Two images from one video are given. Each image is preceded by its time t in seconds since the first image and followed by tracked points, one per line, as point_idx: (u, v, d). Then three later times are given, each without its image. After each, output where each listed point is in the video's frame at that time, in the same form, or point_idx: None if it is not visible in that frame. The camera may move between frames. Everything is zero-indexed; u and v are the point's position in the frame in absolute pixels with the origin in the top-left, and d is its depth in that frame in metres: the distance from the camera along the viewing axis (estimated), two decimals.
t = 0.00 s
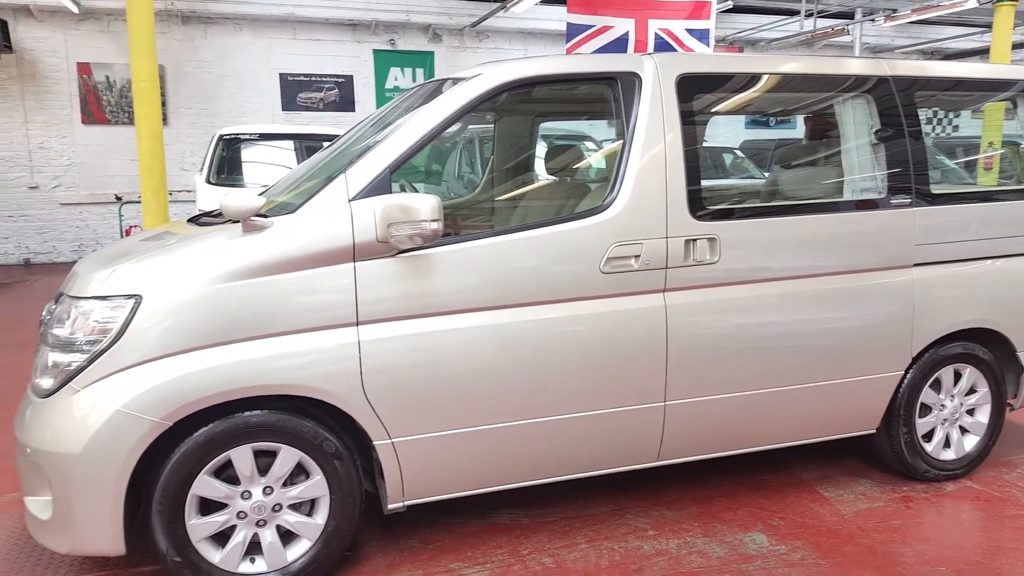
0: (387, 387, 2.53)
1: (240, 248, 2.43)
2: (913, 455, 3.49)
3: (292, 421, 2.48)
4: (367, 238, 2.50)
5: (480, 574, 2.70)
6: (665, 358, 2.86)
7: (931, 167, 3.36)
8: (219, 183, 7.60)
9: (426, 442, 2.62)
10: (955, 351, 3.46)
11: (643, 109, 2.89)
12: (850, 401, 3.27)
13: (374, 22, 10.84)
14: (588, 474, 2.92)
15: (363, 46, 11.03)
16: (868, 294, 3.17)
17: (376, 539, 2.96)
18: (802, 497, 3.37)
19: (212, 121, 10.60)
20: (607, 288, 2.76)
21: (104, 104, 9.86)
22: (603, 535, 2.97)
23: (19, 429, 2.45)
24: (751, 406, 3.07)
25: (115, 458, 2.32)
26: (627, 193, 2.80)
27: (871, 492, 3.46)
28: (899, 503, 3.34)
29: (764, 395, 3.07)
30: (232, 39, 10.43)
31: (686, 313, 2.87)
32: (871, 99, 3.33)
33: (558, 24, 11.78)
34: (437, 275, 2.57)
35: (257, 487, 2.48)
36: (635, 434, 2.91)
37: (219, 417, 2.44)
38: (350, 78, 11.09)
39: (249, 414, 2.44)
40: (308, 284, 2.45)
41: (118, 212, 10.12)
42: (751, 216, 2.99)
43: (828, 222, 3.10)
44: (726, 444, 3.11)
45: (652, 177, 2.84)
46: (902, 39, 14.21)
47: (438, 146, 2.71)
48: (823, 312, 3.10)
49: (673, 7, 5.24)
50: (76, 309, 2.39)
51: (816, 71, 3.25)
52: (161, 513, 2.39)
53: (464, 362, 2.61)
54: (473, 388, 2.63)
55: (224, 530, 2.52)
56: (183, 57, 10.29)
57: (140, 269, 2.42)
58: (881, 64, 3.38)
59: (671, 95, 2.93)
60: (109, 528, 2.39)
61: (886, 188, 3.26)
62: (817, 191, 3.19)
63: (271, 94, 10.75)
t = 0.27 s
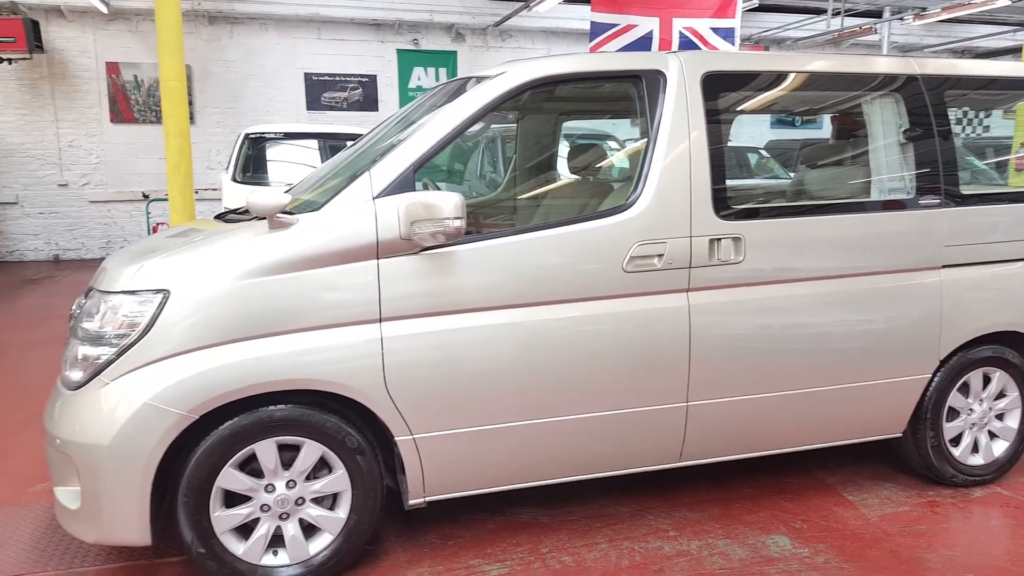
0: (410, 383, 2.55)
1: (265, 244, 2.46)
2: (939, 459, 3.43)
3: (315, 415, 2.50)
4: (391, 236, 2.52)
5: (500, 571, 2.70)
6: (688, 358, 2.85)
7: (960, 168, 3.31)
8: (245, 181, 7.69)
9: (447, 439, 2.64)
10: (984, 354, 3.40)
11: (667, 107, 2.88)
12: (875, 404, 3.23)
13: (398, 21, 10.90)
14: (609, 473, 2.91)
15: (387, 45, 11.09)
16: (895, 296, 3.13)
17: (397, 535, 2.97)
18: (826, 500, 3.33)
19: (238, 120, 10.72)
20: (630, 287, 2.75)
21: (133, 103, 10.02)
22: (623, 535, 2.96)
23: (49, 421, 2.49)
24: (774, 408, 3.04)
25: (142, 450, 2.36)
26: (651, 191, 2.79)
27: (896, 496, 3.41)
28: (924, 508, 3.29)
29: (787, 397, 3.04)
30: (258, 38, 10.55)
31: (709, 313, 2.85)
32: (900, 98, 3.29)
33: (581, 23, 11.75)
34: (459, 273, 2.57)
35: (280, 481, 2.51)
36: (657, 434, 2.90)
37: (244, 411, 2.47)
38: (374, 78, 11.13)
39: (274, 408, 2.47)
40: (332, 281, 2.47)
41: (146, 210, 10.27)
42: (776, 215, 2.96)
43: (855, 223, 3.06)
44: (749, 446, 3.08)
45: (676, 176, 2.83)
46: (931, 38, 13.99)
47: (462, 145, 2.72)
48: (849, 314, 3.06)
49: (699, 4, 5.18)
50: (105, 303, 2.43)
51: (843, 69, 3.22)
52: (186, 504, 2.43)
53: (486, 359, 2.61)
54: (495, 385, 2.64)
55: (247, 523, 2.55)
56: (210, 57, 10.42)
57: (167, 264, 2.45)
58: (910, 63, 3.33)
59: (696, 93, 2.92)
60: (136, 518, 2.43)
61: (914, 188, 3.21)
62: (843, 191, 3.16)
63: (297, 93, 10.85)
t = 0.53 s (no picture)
0: (428, 376, 2.56)
1: (287, 237, 2.48)
2: (960, 457, 3.38)
3: (334, 407, 2.52)
4: (410, 229, 2.53)
5: (517, 564, 2.71)
6: (707, 354, 2.83)
7: (986, 164, 3.26)
8: (266, 176, 7.74)
9: (465, 432, 2.64)
10: (1008, 352, 3.35)
11: (689, 102, 2.86)
12: (897, 402, 3.19)
13: (419, 17, 10.90)
14: (626, 468, 2.90)
15: (408, 41, 11.11)
16: (918, 293, 3.09)
17: (415, 527, 2.98)
18: (845, 497, 3.30)
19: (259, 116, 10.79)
20: (649, 282, 2.74)
21: (155, 98, 10.12)
22: (640, 530, 2.95)
23: (72, 410, 2.52)
24: (794, 404, 3.02)
25: (163, 440, 2.38)
26: (672, 186, 2.78)
27: (917, 494, 3.37)
28: (945, 506, 3.25)
29: (808, 394, 3.02)
30: (280, 35, 10.62)
31: (729, 308, 2.83)
32: (925, 94, 3.25)
33: (602, 19, 11.68)
34: (478, 266, 2.58)
35: (300, 472, 2.53)
36: (675, 429, 2.89)
37: (265, 402, 2.49)
38: (394, 74, 11.16)
39: (295, 399, 2.49)
40: (352, 273, 2.49)
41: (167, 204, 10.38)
42: (797, 211, 2.93)
43: (877, 219, 3.02)
44: (768, 443, 3.06)
45: (696, 171, 2.81)
46: (958, 34, 13.76)
47: (483, 139, 2.72)
48: (871, 310, 3.03)
49: None
50: (127, 295, 2.46)
51: (868, 64, 3.18)
52: (207, 494, 2.45)
53: (504, 352, 2.61)
54: (512, 379, 2.64)
55: (266, 513, 2.57)
56: (231, 52, 10.52)
57: (189, 256, 2.47)
58: (935, 58, 3.29)
59: (717, 88, 2.90)
60: (156, 508, 2.46)
61: (938, 184, 3.17)
62: (866, 187, 3.12)
63: (318, 88, 10.91)
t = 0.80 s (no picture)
0: (443, 368, 2.56)
1: (304, 228, 2.49)
2: (980, 456, 3.34)
3: (350, 398, 2.53)
4: (427, 222, 2.53)
5: (531, 557, 2.71)
6: (724, 349, 2.81)
7: (1009, 159, 3.21)
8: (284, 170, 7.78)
9: (480, 425, 2.64)
10: None
11: (708, 95, 2.84)
12: (916, 399, 3.15)
13: (437, 12, 10.90)
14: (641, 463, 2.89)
15: (426, 37, 11.12)
16: (939, 289, 3.05)
17: (430, 519, 2.99)
18: (862, 495, 3.26)
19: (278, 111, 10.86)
20: (665, 276, 2.72)
21: (175, 93, 10.22)
22: (655, 525, 2.94)
23: (91, 400, 2.55)
24: (812, 400, 2.99)
25: (181, 429, 2.41)
26: (689, 179, 2.76)
27: (936, 492, 3.33)
28: (964, 504, 3.21)
29: (826, 390, 2.99)
30: (299, 30, 10.68)
31: (746, 303, 2.80)
32: (947, 88, 3.20)
33: (621, 13, 11.62)
34: (493, 258, 2.57)
35: (316, 462, 2.55)
36: (690, 424, 2.87)
37: (281, 393, 2.50)
38: (412, 69, 11.17)
39: (312, 390, 2.50)
40: (368, 265, 2.49)
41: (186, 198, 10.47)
42: (816, 205, 2.90)
43: (898, 214, 2.99)
44: (784, 439, 3.03)
45: (714, 164, 2.79)
46: (983, 29, 13.55)
47: (500, 132, 2.72)
48: (890, 306, 2.99)
49: None
50: (146, 286, 2.48)
51: (889, 57, 3.14)
52: (223, 484, 2.47)
53: (519, 345, 2.61)
54: (527, 372, 2.64)
55: (282, 504, 2.59)
56: (250, 48, 10.59)
57: (207, 247, 2.49)
58: (958, 51, 3.24)
59: (736, 81, 2.87)
60: (174, 497, 2.48)
61: (960, 179, 3.13)
62: (887, 182, 3.07)
63: (335, 83, 10.92)
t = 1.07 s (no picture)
0: (456, 361, 2.56)
1: (317, 222, 2.50)
2: (998, 450, 3.29)
3: (363, 391, 2.54)
4: (439, 215, 2.53)
5: (544, 550, 2.71)
6: (738, 341, 2.79)
7: None
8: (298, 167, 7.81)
9: (493, 417, 2.64)
10: None
11: (722, 87, 2.82)
12: (933, 393, 3.12)
13: (451, 8, 10.89)
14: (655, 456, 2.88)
15: (440, 33, 11.12)
16: (956, 281, 3.01)
17: (443, 512, 3.00)
18: (878, 489, 3.23)
19: (292, 108, 10.90)
20: (679, 268, 2.71)
21: (190, 91, 10.28)
22: (668, 518, 2.93)
23: (107, 393, 2.57)
24: (827, 393, 2.96)
25: (196, 421, 2.43)
26: (703, 171, 2.74)
27: (953, 486, 3.29)
28: (981, 498, 3.17)
29: (841, 383, 2.96)
30: (313, 27, 10.72)
31: (760, 295, 2.79)
32: (964, 78, 3.16)
33: (635, 8, 11.55)
34: (506, 252, 2.57)
35: (330, 454, 2.56)
36: (704, 418, 2.86)
37: (295, 385, 2.52)
38: (426, 65, 11.18)
39: (325, 382, 2.51)
40: (381, 259, 2.50)
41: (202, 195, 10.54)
42: (831, 197, 2.88)
43: (914, 205, 2.95)
44: (799, 433, 3.01)
45: (728, 156, 2.77)
46: (1003, 21, 13.35)
47: (513, 124, 2.71)
48: (907, 299, 2.96)
49: None
50: (161, 279, 2.50)
51: (907, 47, 3.10)
52: (238, 476, 2.49)
53: (532, 338, 2.61)
54: (539, 364, 2.63)
55: (296, 495, 2.60)
56: (265, 45, 10.64)
57: (222, 240, 2.50)
58: (977, 41, 3.20)
59: (751, 72, 2.84)
60: (188, 488, 2.50)
61: (977, 170, 3.10)
62: (904, 174, 3.05)
63: (350, 80, 10.99)
